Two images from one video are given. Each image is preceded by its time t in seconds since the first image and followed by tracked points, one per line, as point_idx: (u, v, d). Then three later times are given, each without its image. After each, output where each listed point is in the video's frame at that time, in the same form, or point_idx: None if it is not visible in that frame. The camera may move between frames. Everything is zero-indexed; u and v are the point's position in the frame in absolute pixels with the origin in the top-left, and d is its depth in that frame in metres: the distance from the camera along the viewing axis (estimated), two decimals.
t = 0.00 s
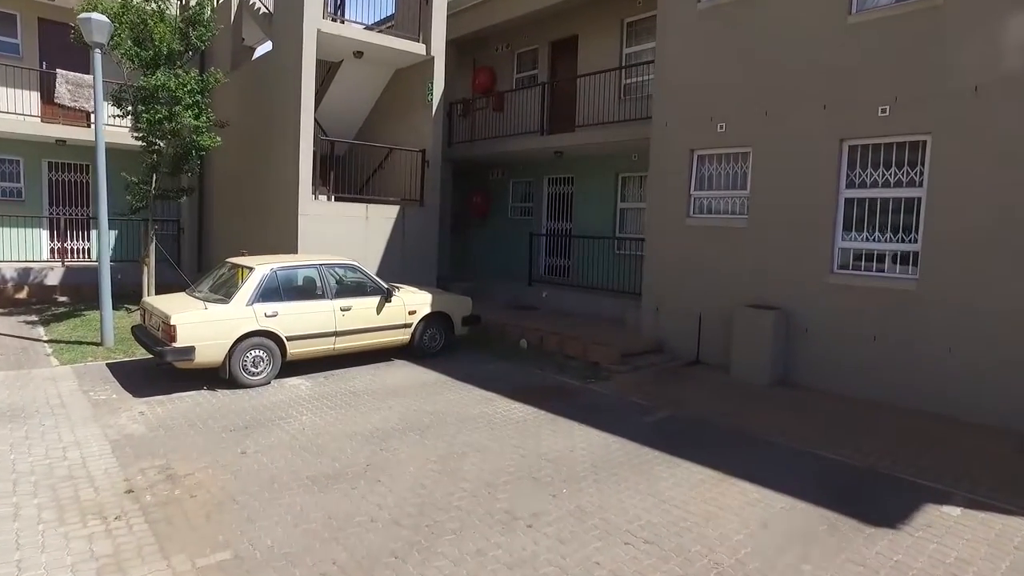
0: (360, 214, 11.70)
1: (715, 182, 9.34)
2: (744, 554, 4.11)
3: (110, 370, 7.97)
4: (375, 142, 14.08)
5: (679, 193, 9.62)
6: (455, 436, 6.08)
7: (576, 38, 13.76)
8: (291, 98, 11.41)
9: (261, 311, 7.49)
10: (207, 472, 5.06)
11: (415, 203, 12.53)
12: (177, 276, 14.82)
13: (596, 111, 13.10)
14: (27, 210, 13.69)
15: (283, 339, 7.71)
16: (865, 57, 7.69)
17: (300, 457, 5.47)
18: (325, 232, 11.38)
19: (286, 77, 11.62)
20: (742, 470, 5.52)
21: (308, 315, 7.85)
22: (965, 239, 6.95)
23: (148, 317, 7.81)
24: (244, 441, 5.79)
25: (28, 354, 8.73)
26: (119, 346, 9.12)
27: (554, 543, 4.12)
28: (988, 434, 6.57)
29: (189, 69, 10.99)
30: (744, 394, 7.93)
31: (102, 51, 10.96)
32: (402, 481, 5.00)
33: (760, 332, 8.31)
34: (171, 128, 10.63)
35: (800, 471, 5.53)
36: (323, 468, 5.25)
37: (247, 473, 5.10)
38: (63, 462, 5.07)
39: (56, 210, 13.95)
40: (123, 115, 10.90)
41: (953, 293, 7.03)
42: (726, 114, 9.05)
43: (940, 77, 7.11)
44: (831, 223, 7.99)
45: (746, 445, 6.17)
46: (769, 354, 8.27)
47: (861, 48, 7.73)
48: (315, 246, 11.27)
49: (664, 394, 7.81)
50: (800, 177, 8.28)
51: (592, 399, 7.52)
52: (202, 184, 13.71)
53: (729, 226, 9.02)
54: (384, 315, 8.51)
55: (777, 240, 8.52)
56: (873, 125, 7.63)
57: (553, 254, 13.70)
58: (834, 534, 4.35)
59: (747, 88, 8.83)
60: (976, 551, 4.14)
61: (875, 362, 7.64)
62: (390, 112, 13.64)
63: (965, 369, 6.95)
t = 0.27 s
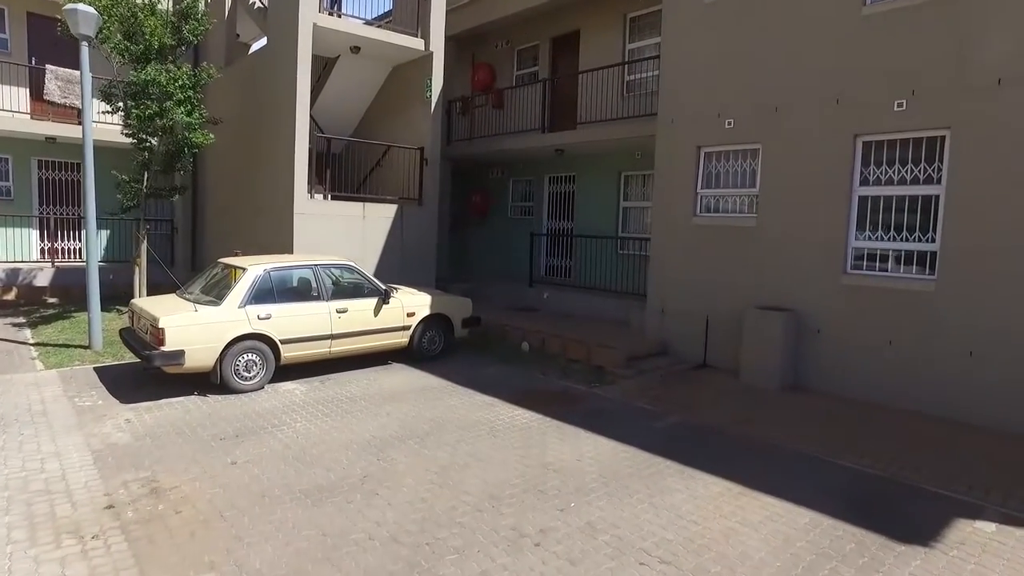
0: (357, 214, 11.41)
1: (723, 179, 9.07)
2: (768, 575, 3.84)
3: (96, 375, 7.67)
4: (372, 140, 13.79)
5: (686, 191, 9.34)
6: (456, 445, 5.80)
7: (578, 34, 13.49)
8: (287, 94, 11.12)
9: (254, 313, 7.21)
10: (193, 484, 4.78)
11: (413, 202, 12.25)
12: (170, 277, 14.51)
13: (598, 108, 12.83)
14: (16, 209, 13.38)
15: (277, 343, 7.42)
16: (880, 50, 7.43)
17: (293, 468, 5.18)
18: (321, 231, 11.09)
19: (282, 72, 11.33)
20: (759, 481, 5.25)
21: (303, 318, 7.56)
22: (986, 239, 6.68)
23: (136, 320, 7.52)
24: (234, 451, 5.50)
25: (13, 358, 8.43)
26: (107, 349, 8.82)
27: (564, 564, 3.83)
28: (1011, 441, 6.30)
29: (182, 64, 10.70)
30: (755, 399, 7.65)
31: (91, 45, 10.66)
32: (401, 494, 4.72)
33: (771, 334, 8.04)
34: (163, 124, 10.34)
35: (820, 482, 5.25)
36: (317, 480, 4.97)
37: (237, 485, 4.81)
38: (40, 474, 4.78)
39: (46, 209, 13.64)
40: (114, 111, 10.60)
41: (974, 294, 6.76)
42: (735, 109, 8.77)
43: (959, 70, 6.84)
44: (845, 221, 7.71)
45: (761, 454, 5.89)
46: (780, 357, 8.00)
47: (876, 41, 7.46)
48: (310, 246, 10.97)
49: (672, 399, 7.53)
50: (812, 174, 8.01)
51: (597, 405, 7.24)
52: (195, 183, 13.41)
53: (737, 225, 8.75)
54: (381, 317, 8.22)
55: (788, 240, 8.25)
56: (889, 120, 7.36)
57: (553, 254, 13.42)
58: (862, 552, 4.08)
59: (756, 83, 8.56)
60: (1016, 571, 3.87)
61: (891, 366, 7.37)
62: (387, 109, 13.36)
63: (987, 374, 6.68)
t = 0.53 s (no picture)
0: (351, 213, 11.11)
1: (728, 178, 8.80)
2: None
3: (79, 381, 7.37)
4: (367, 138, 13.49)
5: (689, 190, 9.07)
6: (453, 457, 5.51)
7: (577, 30, 13.21)
8: (278, 91, 10.81)
9: (242, 317, 6.91)
10: (174, 502, 4.48)
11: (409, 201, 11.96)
12: (160, 278, 14.19)
13: (597, 106, 12.56)
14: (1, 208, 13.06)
15: (266, 348, 7.12)
16: (893, 44, 7.16)
17: (280, 483, 4.89)
18: (314, 232, 10.79)
19: (273, 68, 11.02)
20: (772, 496, 4.98)
21: (293, 321, 7.27)
22: (1004, 240, 6.42)
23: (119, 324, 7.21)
24: (219, 464, 5.21)
25: None
26: (91, 354, 8.51)
27: None
28: None
29: (170, 59, 10.38)
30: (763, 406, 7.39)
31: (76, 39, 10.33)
32: (395, 512, 4.44)
33: (779, 338, 7.77)
34: (151, 121, 10.04)
35: (837, 497, 4.99)
36: (306, 496, 4.68)
37: (220, 502, 4.52)
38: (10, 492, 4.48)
39: (32, 209, 13.32)
40: (100, 107, 10.29)
41: (991, 297, 6.50)
42: (740, 106, 8.51)
43: (976, 64, 6.59)
44: (855, 221, 7.45)
45: (772, 465, 5.63)
46: (788, 362, 7.73)
47: (888, 35, 7.20)
48: (302, 247, 10.67)
49: (677, 406, 7.27)
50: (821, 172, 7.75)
51: (600, 412, 6.97)
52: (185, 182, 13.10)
53: (743, 225, 8.48)
54: (375, 320, 7.93)
55: (796, 241, 7.98)
56: (901, 117, 7.10)
57: (551, 254, 13.15)
58: None
59: (763, 78, 8.29)
60: None
61: (904, 372, 7.11)
62: (382, 106, 13.07)
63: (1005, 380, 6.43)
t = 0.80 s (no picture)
0: (343, 213, 10.82)
1: (732, 175, 8.53)
2: None
3: (57, 387, 7.06)
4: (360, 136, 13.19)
5: (692, 188, 8.80)
6: (448, 468, 5.23)
7: (575, 26, 12.94)
8: (268, 86, 10.51)
9: (228, 320, 6.61)
10: (149, 520, 4.19)
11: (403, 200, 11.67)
12: (148, 278, 13.87)
13: (596, 103, 12.29)
14: None
15: (253, 352, 6.83)
16: (905, 36, 6.90)
17: (264, 497, 4.60)
18: (305, 231, 10.49)
19: (263, 62, 10.71)
20: (786, 510, 4.71)
21: (282, 324, 6.97)
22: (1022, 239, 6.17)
23: (100, 328, 6.90)
24: (200, 477, 4.91)
25: None
26: (73, 358, 8.20)
27: None
28: None
29: (155, 53, 10.06)
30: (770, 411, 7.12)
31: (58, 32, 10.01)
32: (386, 530, 4.15)
33: (785, 341, 7.51)
34: (136, 117, 9.73)
35: (853, 511, 4.72)
36: (292, 512, 4.38)
37: (198, 520, 4.23)
38: None
39: (16, 208, 12.99)
40: (83, 103, 9.97)
41: (1008, 299, 6.25)
42: (745, 101, 8.24)
43: (992, 57, 6.33)
44: (865, 220, 7.20)
45: (783, 475, 5.37)
46: (795, 366, 7.47)
47: (900, 26, 6.94)
48: (293, 247, 10.37)
49: (681, 412, 7.00)
50: (829, 169, 7.48)
51: (601, 419, 6.69)
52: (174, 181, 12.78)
53: (748, 224, 8.21)
54: (367, 323, 7.64)
55: (803, 240, 7.72)
56: (914, 111, 6.84)
57: (548, 254, 12.87)
58: None
59: (768, 72, 8.02)
60: None
61: (916, 376, 6.86)
62: (376, 103, 12.77)
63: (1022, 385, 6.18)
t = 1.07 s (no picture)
0: (336, 212, 10.51)
1: (737, 174, 8.25)
2: None
3: (35, 395, 6.74)
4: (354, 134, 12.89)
5: (695, 187, 8.52)
6: (444, 483, 4.93)
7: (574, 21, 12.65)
8: (259, 82, 10.19)
9: (214, 325, 6.31)
10: (121, 543, 3.89)
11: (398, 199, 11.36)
12: (136, 280, 13.53)
13: (595, 100, 12.00)
14: None
15: (240, 358, 6.52)
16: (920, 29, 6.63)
17: (248, 517, 4.30)
18: (297, 232, 10.18)
19: (254, 57, 10.40)
20: (803, 529, 4.43)
21: (270, 329, 6.67)
22: None
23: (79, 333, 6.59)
24: (179, 494, 4.61)
25: None
26: (52, 364, 7.88)
27: None
28: None
29: (142, 47, 9.74)
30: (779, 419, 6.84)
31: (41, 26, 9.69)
32: (377, 554, 3.86)
33: (795, 347, 7.23)
34: (122, 114, 9.41)
35: (875, 530, 4.44)
36: (277, 534, 4.09)
37: (175, 542, 3.92)
38: None
39: None
40: (67, 99, 9.64)
41: None
42: (751, 97, 7.95)
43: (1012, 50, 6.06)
44: (878, 220, 6.92)
45: (797, 489, 5.09)
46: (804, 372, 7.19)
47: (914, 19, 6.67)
48: (284, 248, 10.06)
49: (687, 420, 6.71)
50: (840, 168, 7.20)
51: (603, 429, 6.40)
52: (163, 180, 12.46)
53: (755, 225, 7.93)
54: (359, 327, 7.34)
55: (813, 241, 7.44)
56: (929, 107, 6.56)
57: (547, 255, 12.58)
58: None
59: (776, 67, 7.74)
60: None
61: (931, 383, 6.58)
62: (370, 100, 12.47)
63: None
